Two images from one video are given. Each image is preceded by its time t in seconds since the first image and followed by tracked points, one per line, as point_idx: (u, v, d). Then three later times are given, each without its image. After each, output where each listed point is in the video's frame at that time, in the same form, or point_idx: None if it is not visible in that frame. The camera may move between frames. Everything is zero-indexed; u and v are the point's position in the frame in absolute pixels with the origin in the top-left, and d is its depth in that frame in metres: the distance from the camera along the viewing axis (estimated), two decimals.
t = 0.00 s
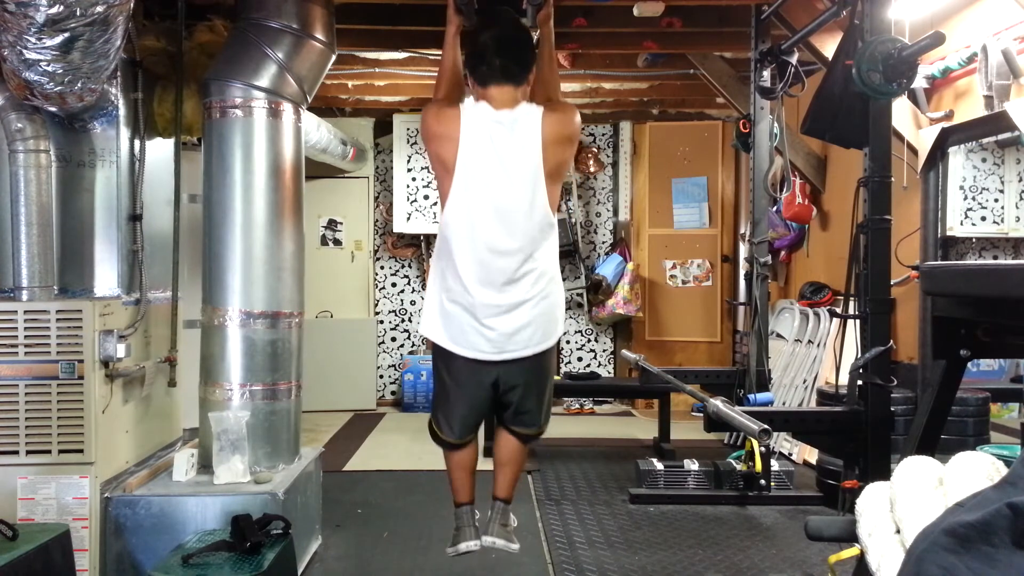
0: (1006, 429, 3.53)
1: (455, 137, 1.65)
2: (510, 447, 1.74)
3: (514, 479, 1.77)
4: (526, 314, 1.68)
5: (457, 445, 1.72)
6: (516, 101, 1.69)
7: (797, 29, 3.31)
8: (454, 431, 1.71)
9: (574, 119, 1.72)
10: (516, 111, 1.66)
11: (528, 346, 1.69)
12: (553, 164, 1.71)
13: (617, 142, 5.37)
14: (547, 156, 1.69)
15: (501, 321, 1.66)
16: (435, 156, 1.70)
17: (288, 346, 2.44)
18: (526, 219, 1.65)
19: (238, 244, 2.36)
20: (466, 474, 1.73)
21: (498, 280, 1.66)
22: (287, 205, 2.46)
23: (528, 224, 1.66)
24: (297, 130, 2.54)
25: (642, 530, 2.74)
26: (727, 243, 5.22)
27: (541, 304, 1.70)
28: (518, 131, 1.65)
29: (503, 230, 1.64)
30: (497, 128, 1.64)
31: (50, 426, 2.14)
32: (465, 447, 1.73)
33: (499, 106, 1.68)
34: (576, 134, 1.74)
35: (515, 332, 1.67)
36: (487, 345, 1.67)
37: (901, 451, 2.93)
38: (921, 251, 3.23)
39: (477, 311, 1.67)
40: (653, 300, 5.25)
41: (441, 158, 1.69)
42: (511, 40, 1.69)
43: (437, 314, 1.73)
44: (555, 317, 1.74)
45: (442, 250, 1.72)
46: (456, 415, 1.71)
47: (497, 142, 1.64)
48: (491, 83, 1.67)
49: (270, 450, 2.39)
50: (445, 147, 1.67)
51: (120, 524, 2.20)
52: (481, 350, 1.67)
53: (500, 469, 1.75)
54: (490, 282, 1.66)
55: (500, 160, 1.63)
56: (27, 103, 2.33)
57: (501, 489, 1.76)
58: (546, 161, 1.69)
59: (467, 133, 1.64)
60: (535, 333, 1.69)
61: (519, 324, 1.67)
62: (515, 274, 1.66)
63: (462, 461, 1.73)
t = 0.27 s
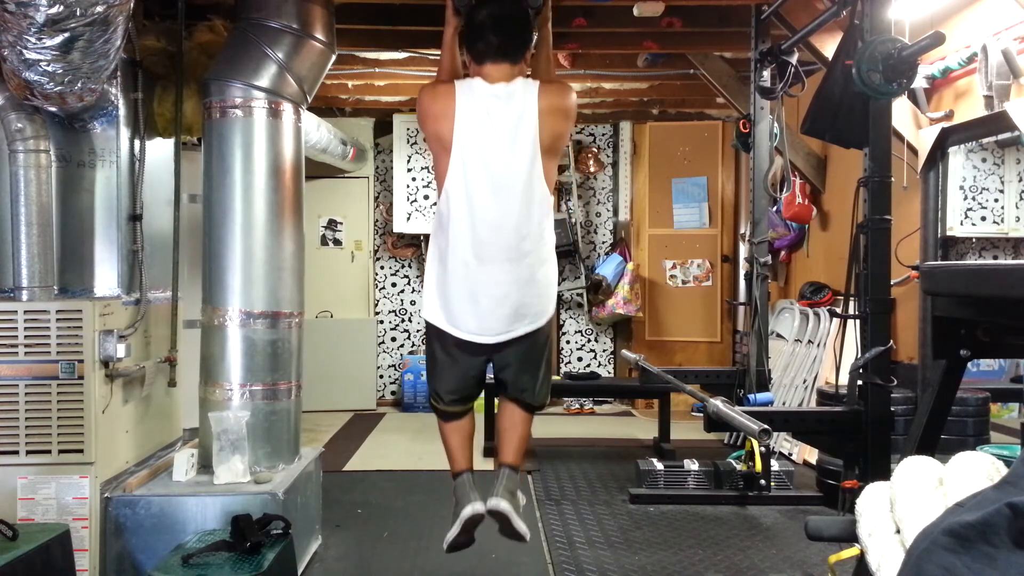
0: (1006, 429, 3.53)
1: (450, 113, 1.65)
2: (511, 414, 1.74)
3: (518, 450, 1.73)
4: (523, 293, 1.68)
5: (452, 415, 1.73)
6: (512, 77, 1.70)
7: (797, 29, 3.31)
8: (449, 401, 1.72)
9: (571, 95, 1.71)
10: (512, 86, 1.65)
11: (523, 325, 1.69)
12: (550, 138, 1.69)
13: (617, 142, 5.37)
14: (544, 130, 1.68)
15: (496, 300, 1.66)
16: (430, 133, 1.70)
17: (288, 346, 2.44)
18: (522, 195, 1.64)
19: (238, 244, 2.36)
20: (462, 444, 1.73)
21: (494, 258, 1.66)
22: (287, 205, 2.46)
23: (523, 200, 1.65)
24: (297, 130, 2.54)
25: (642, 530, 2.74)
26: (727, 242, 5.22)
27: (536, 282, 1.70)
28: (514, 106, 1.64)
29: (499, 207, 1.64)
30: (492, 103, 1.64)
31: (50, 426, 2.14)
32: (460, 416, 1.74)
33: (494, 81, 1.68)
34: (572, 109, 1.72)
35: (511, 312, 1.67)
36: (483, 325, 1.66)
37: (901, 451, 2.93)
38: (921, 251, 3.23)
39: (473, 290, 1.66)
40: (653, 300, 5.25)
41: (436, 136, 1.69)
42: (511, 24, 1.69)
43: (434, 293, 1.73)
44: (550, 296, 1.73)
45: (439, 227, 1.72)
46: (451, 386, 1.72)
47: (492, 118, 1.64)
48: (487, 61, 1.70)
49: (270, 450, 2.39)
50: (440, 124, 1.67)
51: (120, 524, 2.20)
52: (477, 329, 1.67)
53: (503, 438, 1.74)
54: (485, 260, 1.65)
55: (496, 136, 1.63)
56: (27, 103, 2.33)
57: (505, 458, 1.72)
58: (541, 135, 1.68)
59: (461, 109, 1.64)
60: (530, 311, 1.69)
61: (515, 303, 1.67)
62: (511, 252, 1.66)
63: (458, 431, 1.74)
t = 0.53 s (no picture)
0: (1006, 429, 3.53)
1: (448, 95, 1.66)
2: (513, 369, 1.73)
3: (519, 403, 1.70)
4: (522, 274, 1.66)
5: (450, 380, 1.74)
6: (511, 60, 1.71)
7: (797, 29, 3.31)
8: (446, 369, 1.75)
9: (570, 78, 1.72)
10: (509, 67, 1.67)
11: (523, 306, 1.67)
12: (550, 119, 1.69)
13: (617, 142, 5.37)
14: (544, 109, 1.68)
15: (495, 281, 1.65)
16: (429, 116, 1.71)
17: (288, 346, 2.44)
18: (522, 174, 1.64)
19: (238, 244, 2.36)
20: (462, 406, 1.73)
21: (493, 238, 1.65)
22: (287, 205, 2.46)
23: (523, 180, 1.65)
24: (297, 130, 2.54)
25: (642, 530, 2.74)
26: (727, 242, 5.22)
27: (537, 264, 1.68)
28: (513, 87, 1.65)
29: (498, 186, 1.64)
30: (491, 84, 1.65)
31: (50, 426, 2.14)
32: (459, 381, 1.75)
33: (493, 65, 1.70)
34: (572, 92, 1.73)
35: (510, 293, 1.65)
36: (482, 306, 1.65)
37: (901, 451, 2.93)
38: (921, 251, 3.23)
39: (472, 271, 1.65)
40: (653, 300, 5.25)
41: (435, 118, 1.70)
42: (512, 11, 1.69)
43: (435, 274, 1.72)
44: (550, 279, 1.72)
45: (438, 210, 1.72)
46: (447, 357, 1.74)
47: (491, 98, 1.65)
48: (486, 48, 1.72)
49: (270, 450, 2.39)
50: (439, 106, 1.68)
51: (120, 524, 2.20)
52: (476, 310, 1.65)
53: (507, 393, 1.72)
54: (485, 239, 1.65)
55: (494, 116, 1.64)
56: (27, 103, 2.33)
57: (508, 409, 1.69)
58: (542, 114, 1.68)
59: (460, 90, 1.66)
60: (530, 293, 1.68)
61: (514, 284, 1.65)
62: (510, 232, 1.65)
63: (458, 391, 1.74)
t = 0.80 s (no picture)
0: (1006, 429, 3.53)
1: (451, 82, 1.67)
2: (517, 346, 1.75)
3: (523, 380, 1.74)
4: (527, 257, 1.67)
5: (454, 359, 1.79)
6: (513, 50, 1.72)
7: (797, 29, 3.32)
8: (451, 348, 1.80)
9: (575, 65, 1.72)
10: (512, 51, 1.68)
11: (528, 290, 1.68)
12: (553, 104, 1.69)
13: (617, 142, 5.37)
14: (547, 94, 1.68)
15: (502, 264, 1.65)
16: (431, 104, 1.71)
17: (288, 346, 2.44)
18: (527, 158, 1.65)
19: (238, 243, 2.36)
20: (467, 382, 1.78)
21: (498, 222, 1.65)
22: (287, 205, 2.46)
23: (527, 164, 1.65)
24: (297, 130, 2.54)
25: (642, 530, 2.74)
26: (727, 242, 5.22)
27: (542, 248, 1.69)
28: (516, 71, 1.66)
29: (503, 170, 1.64)
30: (493, 69, 1.67)
31: (50, 427, 2.14)
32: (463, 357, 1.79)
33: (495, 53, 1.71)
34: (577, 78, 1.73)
35: (516, 276, 1.66)
36: (489, 289, 1.65)
37: (901, 451, 2.93)
38: (922, 251, 3.23)
39: (477, 255, 1.65)
40: (653, 300, 5.25)
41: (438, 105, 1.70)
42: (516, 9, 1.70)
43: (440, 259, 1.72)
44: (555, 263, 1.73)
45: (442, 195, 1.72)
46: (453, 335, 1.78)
47: (494, 83, 1.66)
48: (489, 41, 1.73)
49: (270, 450, 2.39)
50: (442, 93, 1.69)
51: (120, 523, 2.20)
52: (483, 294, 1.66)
53: (509, 370, 1.75)
54: (491, 223, 1.65)
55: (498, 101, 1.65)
56: (27, 103, 2.33)
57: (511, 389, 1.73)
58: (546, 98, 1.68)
59: (462, 76, 1.67)
60: (536, 276, 1.68)
61: (520, 267, 1.66)
62: (516, 215, 1.65)
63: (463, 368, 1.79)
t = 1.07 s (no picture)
0: (1006, 429, 3.53)
1: (457, 78, 1.57)
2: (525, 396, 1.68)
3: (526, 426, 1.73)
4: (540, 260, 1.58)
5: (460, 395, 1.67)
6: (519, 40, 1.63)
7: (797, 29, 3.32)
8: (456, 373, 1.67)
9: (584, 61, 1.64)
10: (518, 48, 1.58)
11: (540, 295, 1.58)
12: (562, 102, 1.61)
13: (617, 142, 5.37)
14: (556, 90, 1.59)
15: (509, 273, 1.55)
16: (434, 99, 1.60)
17: (288, 346, 2.44)
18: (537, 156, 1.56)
19: (238, 243, 2.36)
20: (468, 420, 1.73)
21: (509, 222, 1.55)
22: (287, 205, 2.46)
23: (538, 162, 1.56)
24: (297, 130, 2.54)
25: (642, 530, 2.74)
26: (727, 242, 5.22)
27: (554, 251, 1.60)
28: (524, 66, 1.57)
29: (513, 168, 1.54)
30: (501, 63, 1.57)
31: (50, 426, 2.14)
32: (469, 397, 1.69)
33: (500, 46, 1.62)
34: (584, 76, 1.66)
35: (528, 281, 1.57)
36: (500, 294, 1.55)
37: (901, 451, 2.93)
38: (922, 251, 3.23)
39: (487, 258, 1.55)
40: (653, 300, 5.25)
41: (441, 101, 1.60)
42: None
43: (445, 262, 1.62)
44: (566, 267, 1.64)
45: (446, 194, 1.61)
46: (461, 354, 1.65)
47: (501, 83, 1.56)
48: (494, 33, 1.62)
49: (270, 450, 2.39)
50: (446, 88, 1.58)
51: (120, 524, 2.19)
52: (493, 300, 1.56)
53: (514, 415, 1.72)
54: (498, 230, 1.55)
55: (506, 96, 1.55)
56: (27, 103, 2.33)
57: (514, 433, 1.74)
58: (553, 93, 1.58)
59: (469, 71, 1.57)
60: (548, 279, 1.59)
61: (529, 275, 1.56)
62: (526, 217, 1.56)
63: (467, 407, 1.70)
